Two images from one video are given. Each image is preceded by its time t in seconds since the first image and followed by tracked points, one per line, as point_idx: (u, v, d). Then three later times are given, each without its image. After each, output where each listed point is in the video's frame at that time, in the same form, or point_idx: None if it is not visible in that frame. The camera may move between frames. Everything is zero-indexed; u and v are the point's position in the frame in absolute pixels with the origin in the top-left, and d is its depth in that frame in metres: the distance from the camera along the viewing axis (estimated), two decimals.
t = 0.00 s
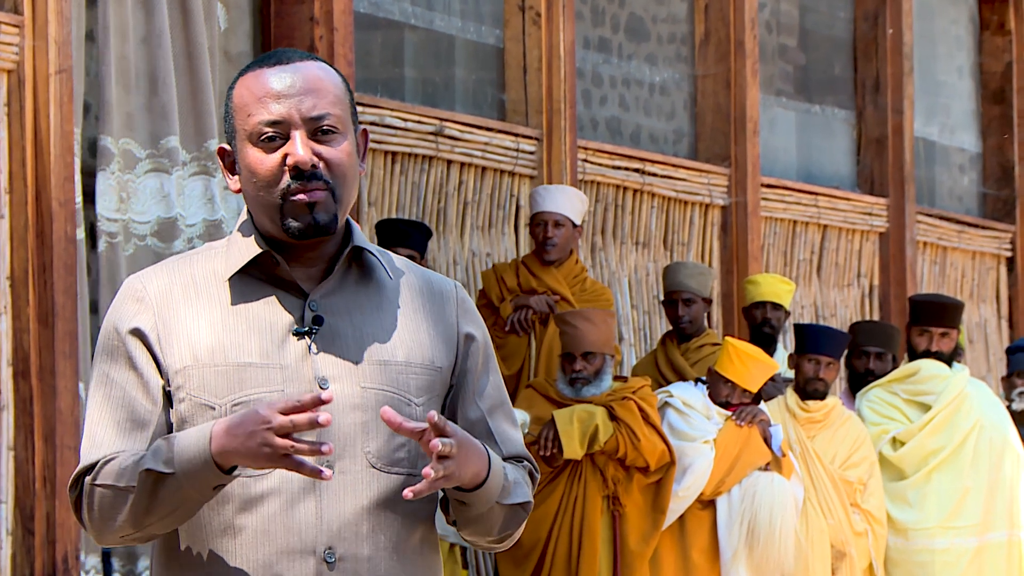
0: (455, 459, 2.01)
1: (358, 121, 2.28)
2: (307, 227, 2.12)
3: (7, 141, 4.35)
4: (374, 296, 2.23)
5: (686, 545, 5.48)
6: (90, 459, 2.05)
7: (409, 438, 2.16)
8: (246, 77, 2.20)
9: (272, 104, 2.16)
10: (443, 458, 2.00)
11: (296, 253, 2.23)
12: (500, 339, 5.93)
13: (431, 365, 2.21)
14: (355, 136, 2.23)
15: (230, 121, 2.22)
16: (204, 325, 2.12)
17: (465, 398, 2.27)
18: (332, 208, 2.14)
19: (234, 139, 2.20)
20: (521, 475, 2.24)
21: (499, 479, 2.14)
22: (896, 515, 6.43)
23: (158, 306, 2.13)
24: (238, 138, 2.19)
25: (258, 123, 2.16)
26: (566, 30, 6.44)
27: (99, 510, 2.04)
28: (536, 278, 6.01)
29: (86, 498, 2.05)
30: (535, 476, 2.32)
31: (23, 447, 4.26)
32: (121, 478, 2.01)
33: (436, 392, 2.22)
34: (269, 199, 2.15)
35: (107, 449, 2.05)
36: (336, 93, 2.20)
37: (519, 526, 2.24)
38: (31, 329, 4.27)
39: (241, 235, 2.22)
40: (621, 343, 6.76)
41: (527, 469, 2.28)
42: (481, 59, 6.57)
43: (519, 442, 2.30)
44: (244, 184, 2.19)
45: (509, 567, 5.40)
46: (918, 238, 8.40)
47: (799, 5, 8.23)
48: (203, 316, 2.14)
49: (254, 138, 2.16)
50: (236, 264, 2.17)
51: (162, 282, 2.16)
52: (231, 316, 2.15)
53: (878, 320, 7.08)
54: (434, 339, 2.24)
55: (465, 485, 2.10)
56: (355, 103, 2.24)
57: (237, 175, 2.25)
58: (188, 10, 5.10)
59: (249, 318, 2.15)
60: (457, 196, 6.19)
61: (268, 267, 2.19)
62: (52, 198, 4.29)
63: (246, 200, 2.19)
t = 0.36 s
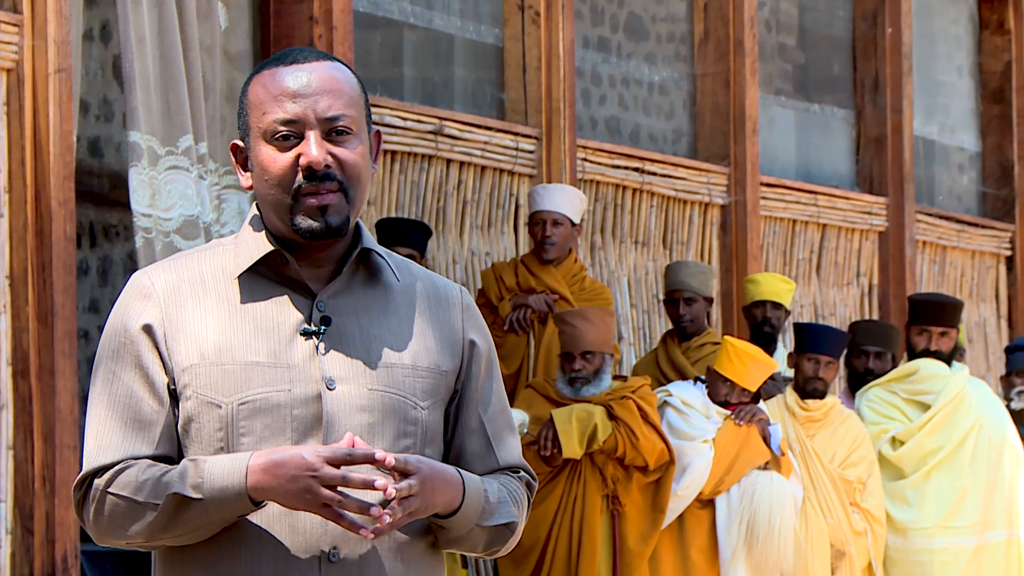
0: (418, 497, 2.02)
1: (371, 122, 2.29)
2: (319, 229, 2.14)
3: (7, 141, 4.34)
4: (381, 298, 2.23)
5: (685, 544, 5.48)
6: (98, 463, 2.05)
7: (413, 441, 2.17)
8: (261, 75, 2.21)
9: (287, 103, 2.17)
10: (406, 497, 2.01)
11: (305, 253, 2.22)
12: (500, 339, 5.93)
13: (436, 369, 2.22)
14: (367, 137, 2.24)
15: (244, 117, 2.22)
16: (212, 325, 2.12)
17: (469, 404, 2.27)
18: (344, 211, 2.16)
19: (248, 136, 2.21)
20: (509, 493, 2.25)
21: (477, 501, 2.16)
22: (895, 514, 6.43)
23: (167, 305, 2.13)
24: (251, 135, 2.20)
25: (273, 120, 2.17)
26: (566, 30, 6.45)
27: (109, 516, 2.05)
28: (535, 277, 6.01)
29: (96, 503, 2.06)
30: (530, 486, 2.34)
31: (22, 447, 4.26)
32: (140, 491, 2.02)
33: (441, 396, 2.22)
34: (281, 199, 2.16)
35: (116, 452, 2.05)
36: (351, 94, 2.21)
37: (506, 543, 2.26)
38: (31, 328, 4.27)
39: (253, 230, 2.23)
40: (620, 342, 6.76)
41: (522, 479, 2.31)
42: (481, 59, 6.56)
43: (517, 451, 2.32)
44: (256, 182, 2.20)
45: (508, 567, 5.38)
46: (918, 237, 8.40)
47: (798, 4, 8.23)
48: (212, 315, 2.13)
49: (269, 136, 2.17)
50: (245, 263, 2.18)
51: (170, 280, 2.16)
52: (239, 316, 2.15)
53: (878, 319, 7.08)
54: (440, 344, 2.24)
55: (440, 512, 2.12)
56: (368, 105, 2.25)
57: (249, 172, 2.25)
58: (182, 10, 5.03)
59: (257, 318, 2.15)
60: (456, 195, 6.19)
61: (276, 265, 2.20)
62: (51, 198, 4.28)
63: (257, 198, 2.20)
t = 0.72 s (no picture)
0: (419, 501, 2.00)
1: (377, 118, 2.29)
2: (325, 223, 2.14)
3: (10, 140, 4.34)
4: (386, 296, 2.23)
5: (688, 545, 5.47)
6: (100, 457, 2.05)
7: (418, 438, 2.16)
8: (268, 70, 2.22)
9: (294, 97, 2.18)
10: (407, 500, 1.99)
11: (312, 248, 2.22)
12: (503, 338, 5.93)
13: (441, 367, 2.21)
14: (374, 133, 2.25)
15: (251, 113, 2.23)
16: (217, 323, 2.12)
17: (474, 404, 2.27)
18: (350, 207, 2.16)
19: (255, 132, 2.22)
20: (515, 494, 2.24)
21: (481, 503, 2.15)
22: (899, 515, 6.43)
23: (173, 303, 2.13)
24: (258, 130, 2.21)
25: (279, 115, 2.18)
26: (569, 29, 6.43)
27: (106, 510, 2.04)
28: (538, 277, 6.01)
29: (95, 497, 2.05)
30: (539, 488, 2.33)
31: (26, 447, 4.26)
32: (139, 484, 2.02)
33: (447, 394, 2.22)
34: (286, 193, 2.17)
35: (118, 448, 2.05)
36: (357, 89, 2.22)
37: (511, 546, 2.25)
38: (34, 328, 4.27)
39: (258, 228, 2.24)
40: (624, 342, 6.76)
41: (530, 481, 2.30)
42: (484, 59, 6.56)
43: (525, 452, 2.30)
44: (262, 177, 2.20)
45: (511, 568, 5.37)
46: (921, 237, 8.39)
47: (801, 5, 8.23)
48: (218, 313, 2.13)
49: (275, 130, 2.18)
50: (252, 261, 2.18)
51: (176, 279, 2.16)
52: (245, 313, 2.15)
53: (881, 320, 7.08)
54: (445, 343, 2.24)
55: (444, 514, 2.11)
56: (375, 100, 2.26)
57: (256, 169, 2.26)
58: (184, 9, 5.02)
59: (262, 316, 2.15)
60: (460, 195, 6.19)
61: (282, 262, 2.20)
62: (55, 198, 4.28)
63: (263, 193, 2.20)
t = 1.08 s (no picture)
0: (448, 468, 2.00)
1: (363, 116, 2.30)
2: (313, 216, 2.14)
3: (9, 141, 4.34)
4: (380, 295, 2.23)
5: (688, 545, 5.47)
6: (86, 463, 2.07)
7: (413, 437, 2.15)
8: (252, 72, 2.22)
9: (277, 96, 2.18)
10: (436, 466, 1.99)
11: (301, 250, 2.23)
12: (502, 340, 5.93)
13: (436, 365, 2.21)
14: (360, 129, 2.24)
15: (236, 115, 2.24)
16: (207, 325, 2.13)
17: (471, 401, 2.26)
18: (337, 200, 2.16)
19: (241, 134, 2.22)
20: (526, 480, 2.24)
21: (498, 483, 2.14)
22: (899, 516, 6.43)
23: (164, 308, 2.14)
24: (244, 132, 2.21)
25: (264, 115, 2.18)
26: (568, 30, 6.43)
27: (94, 514, 2.06)
28: (537, 278, 6.01)
29: (83, 503, 2.07)
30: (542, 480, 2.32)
31: (25, 448, 4.26)
32: (111, 484, 2.03)
33: (442, 392, 2.21)
34: (274, 190, 2.17)
35: (100, 454, 2.08)
36: (342, 86, 2.22)
37: (522, 533, 2.24)
38: (33, 329, 4.27)
39: (248, 232, 2.24)
40: (623, 343, 6.75)
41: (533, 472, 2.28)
42: (483, 60, 6.56)
43: (525, 445, 2.29)
44: (249, 178, 2.21)
45: (510, 568, 5.39)
46: (921, 238, 8.39)
47: (800, 5, 8.24)
48: (207, 315, 2.14)
49: (260, 130, 2.19)
50: (244, 261, 2.18)
51: (167, 282, 2.17)
52: (236, 315, 2.15)
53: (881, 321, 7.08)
54: (441, 340, 2.23)
55: (461, 492, 2.10)
56: (360, 96, 2.26)
57: (243, 172, 2.26)
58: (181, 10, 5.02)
59: (253, 317, 2.15)
60: (459, 197, 6.19)
61: (274, 265, 2.20)
62: (54, 199, 4.28)
63: (252, 193, 2.21)
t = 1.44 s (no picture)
0: (382, 507, 2.00)
1: (350, 115, 2.30)
2: (302, 222, 2.15)
3: (8, 141, 4.35)
4: (372, 294, 2.23)
5: (687, 544, 5.49)
6: (87, 478, 2.10)
7: (405, 437, 2.16)
8: (238, 76, 2.23)
9: (262, 99, 2.19)
10: (368, 507, 1.99)
11: (292, 251, 2.25)
12: (501, 340, 5.93)
13: (429, 363, 2.21)
14: (346, 129, 2.25)
15: (223, 118, 2.24)
16: (200, 330, 2.14)
17: (463, 398, 2.26)
18: (325, 203, 2.17)
19: (228, 137, 2.23)
20: (496, 492, 2.22)
21: (454, 506, 2.14)
22: (898, 516, 6.43)
23: (155, 315, 2.15)
24: (230, 135, 2.22)
25: (250, 118, 2.19)
26: (567, 30, 6.43)
27: (98, 530, 2.09)
28: (536, 278, 6.01)
29: (87, 518, 2.11)
30: (529, 485, 2.31)
31: (24, 448, 4.27)
32: (120, 505, 2.06)
33: (435, 390, 2.21)
34: (261, 195, 2.18)
35: (101, 468, 2.10)
36: (327, 86, 2.22)
37: (493, 542, 2.24)
38: (32, 329, 4.28)
39: (238, 236, 2.25)
40: (621, 343, 6.76)
41: (518, 477, 2.28)
42: (482, 60, 6.57)
43: (513, 447, 2.29)
44: (238, 182, 2.21)
45: (508, 568, 5.40)
46: (920, 238, 8.40)
47: (799, 5, 8.24)
48: (199, 320, 2.15)
49: (246, 134, 2.19)
50: (235, 263, 2.19)
51: (159, 289, 2.18)
52: (229, 318, 2.16)
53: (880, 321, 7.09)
54: (433, 339, 2.23)
55: (415, 517, 2.11)
56: (346, 95, 2.26)
57: (232, 174, 2.27)
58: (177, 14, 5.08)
59: (246, 320, 2.16)
60: (458, 197, 6.20)
61: (264, 266, 2.21)
62: (53, 199, 4.29)
63: (241, 197, 2.22)
